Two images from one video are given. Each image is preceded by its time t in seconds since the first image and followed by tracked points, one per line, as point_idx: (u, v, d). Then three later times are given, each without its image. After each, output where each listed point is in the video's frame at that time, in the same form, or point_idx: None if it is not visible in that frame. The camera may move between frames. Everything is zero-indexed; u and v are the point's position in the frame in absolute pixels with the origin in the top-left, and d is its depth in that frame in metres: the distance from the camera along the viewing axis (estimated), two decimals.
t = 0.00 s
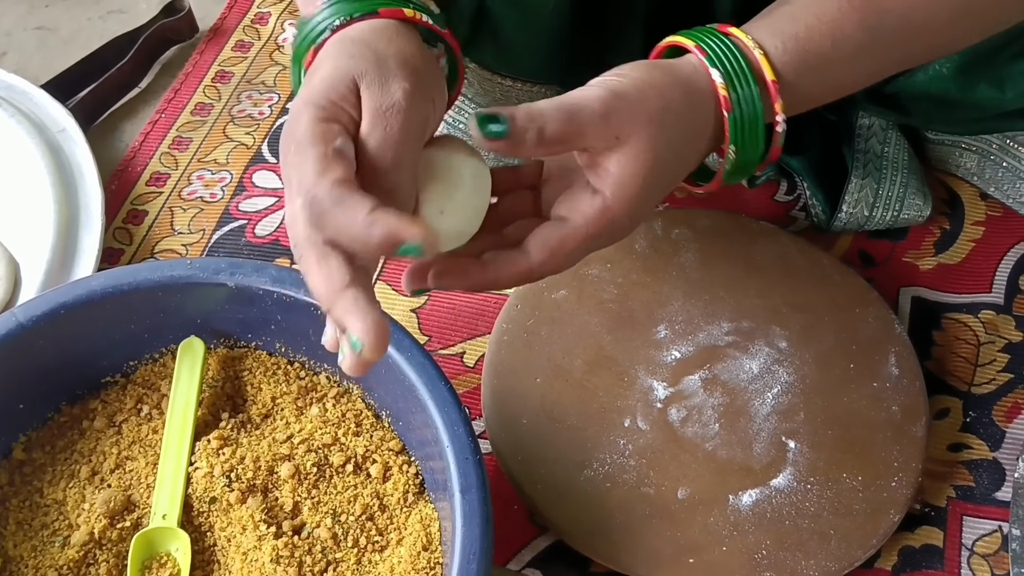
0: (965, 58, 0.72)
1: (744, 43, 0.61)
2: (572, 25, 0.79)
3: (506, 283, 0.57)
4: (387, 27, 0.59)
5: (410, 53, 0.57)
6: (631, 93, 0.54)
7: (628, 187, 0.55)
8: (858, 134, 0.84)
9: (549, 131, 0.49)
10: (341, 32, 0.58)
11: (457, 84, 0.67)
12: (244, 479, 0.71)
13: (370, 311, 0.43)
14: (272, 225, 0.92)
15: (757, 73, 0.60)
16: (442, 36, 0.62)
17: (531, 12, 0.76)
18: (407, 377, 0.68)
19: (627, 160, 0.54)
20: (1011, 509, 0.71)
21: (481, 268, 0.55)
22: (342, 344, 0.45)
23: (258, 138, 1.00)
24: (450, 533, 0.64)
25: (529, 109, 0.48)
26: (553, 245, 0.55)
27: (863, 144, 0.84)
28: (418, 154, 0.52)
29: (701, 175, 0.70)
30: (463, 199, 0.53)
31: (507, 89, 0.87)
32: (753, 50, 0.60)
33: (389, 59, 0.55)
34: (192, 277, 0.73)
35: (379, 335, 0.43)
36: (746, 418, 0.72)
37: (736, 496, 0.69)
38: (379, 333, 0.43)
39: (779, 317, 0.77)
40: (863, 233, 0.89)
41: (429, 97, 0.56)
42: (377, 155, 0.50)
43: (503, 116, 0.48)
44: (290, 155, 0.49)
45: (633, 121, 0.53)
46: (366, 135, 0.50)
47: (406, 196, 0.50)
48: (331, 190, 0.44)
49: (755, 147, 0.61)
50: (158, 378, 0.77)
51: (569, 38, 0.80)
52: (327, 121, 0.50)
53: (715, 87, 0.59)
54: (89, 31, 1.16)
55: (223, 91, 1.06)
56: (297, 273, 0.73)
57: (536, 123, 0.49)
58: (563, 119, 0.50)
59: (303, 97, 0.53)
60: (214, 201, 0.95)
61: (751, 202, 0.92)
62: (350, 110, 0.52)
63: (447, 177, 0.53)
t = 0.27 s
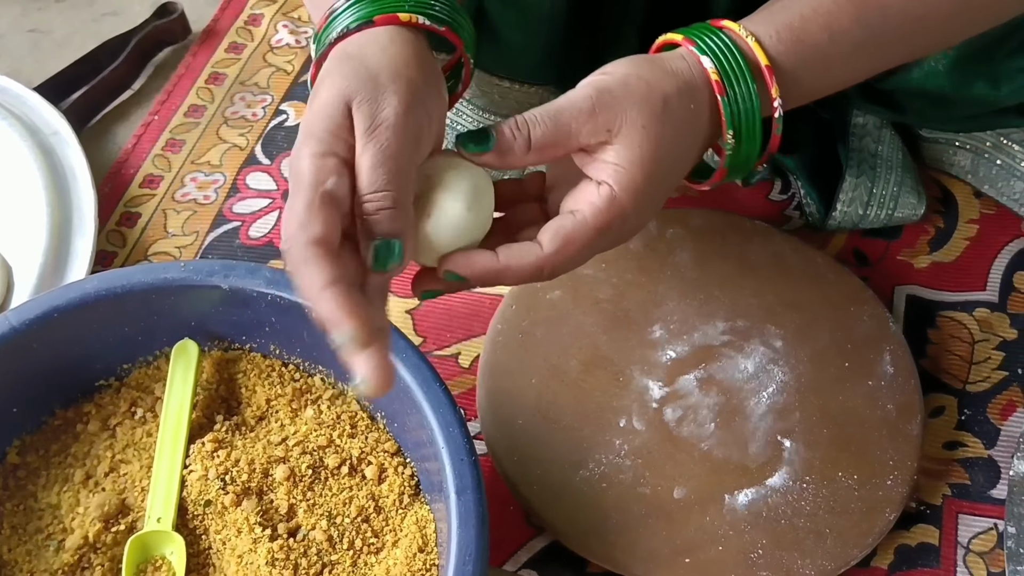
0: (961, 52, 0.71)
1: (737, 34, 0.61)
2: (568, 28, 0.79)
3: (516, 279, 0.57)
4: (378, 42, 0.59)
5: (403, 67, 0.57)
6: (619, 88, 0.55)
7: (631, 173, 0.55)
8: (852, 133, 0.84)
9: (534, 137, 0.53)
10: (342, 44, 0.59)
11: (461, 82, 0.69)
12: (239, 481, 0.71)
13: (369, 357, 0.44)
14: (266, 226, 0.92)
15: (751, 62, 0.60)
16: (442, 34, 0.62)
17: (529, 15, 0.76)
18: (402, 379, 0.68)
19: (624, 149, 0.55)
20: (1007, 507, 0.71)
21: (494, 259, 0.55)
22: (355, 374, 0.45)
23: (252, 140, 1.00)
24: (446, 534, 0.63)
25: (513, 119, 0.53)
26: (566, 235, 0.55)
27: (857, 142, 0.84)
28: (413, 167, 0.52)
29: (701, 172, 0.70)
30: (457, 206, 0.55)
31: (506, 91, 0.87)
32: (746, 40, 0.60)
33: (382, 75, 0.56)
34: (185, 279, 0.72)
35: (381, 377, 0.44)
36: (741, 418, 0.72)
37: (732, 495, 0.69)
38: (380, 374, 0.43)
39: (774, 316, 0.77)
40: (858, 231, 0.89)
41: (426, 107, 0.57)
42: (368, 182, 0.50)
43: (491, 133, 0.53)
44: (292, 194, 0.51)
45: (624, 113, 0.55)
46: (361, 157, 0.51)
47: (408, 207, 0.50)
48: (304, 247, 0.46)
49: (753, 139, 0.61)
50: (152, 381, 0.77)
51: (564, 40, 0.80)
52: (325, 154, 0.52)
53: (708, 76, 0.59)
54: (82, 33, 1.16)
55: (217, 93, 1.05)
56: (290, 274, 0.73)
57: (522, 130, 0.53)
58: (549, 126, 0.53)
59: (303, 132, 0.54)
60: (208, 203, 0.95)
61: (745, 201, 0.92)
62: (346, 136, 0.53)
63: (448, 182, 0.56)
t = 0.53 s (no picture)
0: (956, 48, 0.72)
1: (751, 37, 0.60)
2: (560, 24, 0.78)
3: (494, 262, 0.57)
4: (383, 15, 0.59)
5: (407, 39, 0.57)
6: (635, 101, 0.55)
7: (635, 189, 0.56)
8: (847, 131, 0.84)
9: (555, 147, 0.51)
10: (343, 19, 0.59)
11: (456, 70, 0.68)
12: (234, 483, 0.71)
13: (368, 326, 0.39)
14: (260, 228, 0.92)
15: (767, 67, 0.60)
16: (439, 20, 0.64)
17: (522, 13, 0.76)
18: (397, 381, 0.68)
19: (633, 165, 0.55)
20: (1002, 505, 0.72)
21: (474, 244, 0.54)
22: (336, 351, 0.41)
23: (246, 141, 1.00)
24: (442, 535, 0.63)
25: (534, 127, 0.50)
26: (550, 233, 0.56)
27: (851, 141, 0.84)
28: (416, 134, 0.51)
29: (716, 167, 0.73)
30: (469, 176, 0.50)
31: (499, 89, 0.86)
32: (761, 45, 0.60)
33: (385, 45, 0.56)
34: (180, 281, 0.72)
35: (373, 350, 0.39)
36: (737, 417, 0.72)
37: (728, 494, 0.69)
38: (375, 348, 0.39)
39: (769, 315, 0.77)
40: (853, 230, 0.89)
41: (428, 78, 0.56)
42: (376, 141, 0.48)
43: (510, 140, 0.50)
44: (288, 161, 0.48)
45: (638, 127, 0.55)
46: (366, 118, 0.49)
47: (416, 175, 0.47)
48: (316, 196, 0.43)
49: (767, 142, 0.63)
50: (147, 383, 0.77)
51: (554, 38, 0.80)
52: (326, 113, 0.50)
53: (723, 85, 0.59)
54: (75, 34, 1.16)
55: (210, 94, 1.05)
56: (285, 276, 0.73)
57: (542, 140, 0.51)
58: (569, 138, 0.52)
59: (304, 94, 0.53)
60: (202, 204, 0.94)
61: (739, 200, 0.92)
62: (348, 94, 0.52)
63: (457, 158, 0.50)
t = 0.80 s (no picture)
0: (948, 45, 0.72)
1: (736, 37, 0.60)
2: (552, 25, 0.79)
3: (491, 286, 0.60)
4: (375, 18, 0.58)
5: (400, 41, 0.56)
6: (637, 100, 0.52)
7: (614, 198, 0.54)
8: (840, 130, 0.84)
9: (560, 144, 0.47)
10: (333, 17, 0.58)
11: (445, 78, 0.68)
12: (229, 486, 0.71)
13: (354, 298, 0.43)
14: (253, 230, 0.92)
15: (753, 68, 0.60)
16: (431, 29, 0.63)
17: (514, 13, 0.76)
18: (392, 382, 0.68)
19: (621, 172, 0.53)
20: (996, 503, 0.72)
21: (468, 274, 0.58)
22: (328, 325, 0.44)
23: (239, 143, 1.00)
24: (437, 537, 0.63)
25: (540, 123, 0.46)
26: (538, 256, 0.57)
27: (844, 140, 0.84)
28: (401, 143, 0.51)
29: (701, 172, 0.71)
30: (443, 193, 0.52)
31: (492, 89, 0.86)
32: (745, 43, 0.60)
33: (377, 46, 0.55)
34: (173, 284, 0.72)
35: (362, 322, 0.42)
36: (732, 416, 0.72)
37: (723, 494, 0.69)
38: (363, 320, 0.42)
39: (763, 315, 0.77)
40: (846, 229, 0.89)
41: (418, 83, 0.55)
42: (358, 142, 0.49)
43: (517, 134, 0.45)
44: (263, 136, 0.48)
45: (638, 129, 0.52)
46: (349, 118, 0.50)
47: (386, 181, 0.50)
48: (293, 172, 0.44)
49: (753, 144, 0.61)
50: (140, 386, 0.77)
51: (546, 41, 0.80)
52: (307, 102, 0.50)
53: (712, 87, 0.58)
54: (67, 37, 1.16)
55: (203, 96, 1.05)
56: (279, 278, 0.73)
57: (548, 138, 0.46)
58: (573, 135, 0.48)
59: (287, 80, 0.52)
60: (195, 206, 0.94)
61: (733, 200, 0.92)
62: (334, 94, 0.52)
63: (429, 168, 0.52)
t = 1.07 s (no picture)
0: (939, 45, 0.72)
1: (716, 29, 0.61)
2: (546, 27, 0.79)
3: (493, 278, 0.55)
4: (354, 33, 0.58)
5: (378, 59, 0.56)
6: (596, 85, 0.55)
7: (608, 172, 0.54)
8: (833, 130, 0.84)
9: (506, 136, 0.54)
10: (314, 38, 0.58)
11: (433, 79, 0.68)
12: (224, 489, 0.70)
13: (354, 334, 0.42)
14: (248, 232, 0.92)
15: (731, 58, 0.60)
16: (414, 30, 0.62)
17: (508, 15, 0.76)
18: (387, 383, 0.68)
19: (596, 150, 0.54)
20: (991, 500, 0.72)
21: (469, 257, 0.52)
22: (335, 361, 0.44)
23: (233, 145, 1.00)
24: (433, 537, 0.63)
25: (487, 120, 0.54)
26: (542, 232, 0.53)
27: (837, 139, 0.85)
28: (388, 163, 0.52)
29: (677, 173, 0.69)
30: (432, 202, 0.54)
31: (485, 90, 0.86)
32: (724, 35, 0.60)
33: (355, 67, 0.55)
34: (167, 287, 0.72)
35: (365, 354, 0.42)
36: (727, 415, 0.72)
37: (719, 493, 0.69)
38: (364, 353, 0.42)
39: (758, 314, 0.77)
40: (841, 228, 0.89)
41: (400, 99, 0.55)
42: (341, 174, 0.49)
43: (466, 135, 0.55)
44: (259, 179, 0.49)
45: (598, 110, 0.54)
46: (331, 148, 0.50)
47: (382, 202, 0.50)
48: (271, 231, 0.45)
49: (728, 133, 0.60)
50: (135, 389, 0.77)
51: (541, 40, 0.79)
52: (292, 141, 0.50)
53: (685, 71, 0.58)
54: (60, 40, 1.15)
55: (197, 98, 1.05)
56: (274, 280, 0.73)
57: (493, 129, 0.54)
58: (520, 126, 0.53)
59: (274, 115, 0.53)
60: (189, 209, 0.94)
61: (727, 199, 0.92)
62: (318, 125, 0.52)
63: (439, 177, 0.55)
